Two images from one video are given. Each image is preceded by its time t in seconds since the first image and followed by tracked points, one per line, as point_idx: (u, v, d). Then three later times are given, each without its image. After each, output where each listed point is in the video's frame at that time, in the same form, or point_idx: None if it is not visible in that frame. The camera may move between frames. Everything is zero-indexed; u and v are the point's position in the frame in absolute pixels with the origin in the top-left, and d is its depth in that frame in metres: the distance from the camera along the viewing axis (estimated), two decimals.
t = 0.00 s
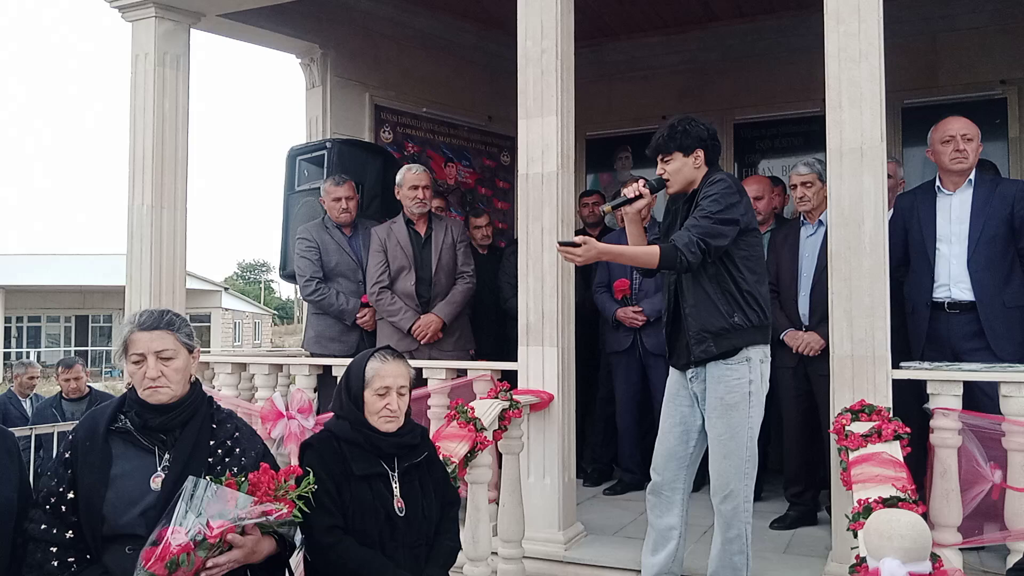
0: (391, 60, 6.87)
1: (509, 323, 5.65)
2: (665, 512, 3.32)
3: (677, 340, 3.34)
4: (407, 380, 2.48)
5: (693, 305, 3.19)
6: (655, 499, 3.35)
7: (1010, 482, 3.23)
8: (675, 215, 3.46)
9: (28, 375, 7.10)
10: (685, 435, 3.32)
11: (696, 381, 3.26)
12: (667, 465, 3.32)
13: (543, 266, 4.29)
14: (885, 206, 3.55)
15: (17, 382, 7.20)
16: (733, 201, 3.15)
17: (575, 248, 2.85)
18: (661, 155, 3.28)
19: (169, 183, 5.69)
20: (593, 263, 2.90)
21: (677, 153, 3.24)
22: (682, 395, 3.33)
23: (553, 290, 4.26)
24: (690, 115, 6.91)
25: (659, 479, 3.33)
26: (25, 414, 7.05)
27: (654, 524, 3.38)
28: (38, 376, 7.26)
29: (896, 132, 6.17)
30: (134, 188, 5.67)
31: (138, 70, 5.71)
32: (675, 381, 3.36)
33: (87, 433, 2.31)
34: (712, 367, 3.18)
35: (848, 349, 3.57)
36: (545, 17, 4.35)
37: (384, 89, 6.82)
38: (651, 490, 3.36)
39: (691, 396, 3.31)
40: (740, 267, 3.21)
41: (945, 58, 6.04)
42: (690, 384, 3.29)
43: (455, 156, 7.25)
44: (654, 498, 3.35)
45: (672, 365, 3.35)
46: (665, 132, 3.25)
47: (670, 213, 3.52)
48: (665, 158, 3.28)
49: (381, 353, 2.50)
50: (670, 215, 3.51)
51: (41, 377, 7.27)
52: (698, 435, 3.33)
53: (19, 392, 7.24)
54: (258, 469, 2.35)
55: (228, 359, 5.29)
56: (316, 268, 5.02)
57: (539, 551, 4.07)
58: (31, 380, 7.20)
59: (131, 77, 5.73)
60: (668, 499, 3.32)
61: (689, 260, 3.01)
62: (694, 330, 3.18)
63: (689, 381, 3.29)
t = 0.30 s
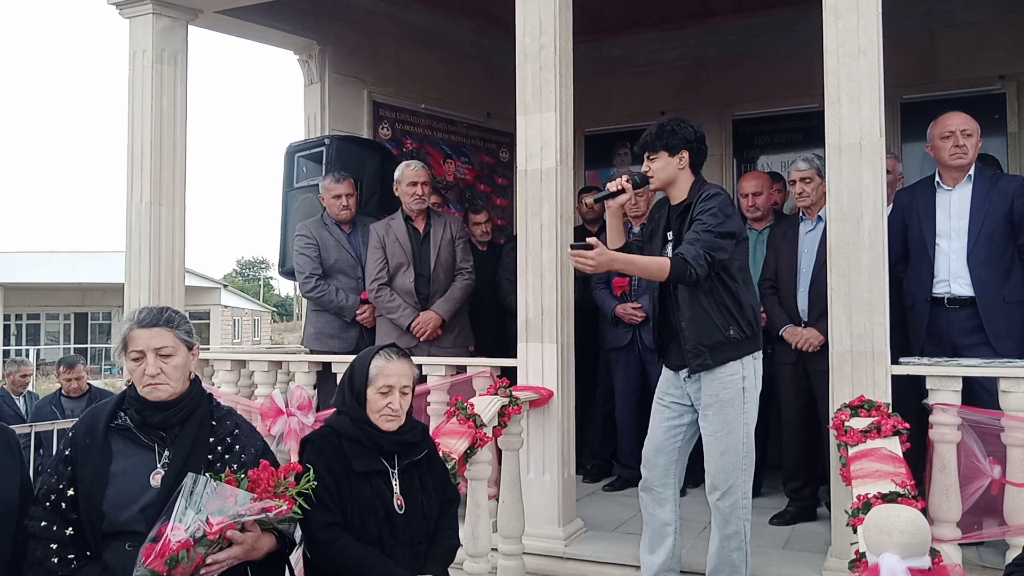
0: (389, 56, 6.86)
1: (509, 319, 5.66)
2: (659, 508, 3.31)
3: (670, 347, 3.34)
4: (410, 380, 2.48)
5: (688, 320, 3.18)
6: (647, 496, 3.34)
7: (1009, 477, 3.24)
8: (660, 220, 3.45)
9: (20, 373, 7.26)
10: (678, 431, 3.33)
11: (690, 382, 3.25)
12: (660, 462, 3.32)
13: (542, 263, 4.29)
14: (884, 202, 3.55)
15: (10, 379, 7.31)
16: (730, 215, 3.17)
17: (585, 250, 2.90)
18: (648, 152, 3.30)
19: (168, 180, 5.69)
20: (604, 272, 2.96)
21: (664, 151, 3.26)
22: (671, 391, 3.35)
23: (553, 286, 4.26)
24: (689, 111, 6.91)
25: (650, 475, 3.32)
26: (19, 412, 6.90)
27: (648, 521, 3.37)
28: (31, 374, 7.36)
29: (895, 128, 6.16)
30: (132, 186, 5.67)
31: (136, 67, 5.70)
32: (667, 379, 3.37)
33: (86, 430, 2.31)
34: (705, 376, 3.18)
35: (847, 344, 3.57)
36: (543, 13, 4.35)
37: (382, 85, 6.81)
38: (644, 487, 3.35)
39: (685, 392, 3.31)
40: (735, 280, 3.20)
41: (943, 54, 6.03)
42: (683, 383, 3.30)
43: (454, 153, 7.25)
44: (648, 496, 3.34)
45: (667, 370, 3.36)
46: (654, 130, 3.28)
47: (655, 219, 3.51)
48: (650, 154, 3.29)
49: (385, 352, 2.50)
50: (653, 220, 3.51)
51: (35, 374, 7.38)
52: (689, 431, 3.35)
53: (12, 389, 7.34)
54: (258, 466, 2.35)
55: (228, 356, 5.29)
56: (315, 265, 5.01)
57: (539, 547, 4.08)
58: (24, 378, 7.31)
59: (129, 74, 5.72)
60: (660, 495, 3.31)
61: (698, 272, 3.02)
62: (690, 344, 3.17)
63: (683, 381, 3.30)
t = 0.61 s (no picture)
0: (391, 54, 6.86)
1: (510, 317, 5.65)
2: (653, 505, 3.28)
3: (646, 336, 3.36)
4: (416, 378, 2.47)
5: (673, 310, 3.20)
6: (639, 495, 3.31)
7: (1010, 475, 3.23)
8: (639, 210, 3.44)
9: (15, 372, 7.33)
10: (660, 428, 3.34)
11: (672, 373, 3.28)
12: (647, 460, 3.31)
13: (543, 261, 4.29)
14: (885, 199, 3.54)
15: (5, 379, 7.33)
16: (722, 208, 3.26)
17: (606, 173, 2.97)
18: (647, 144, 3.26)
19: (169, 179, 5.69)
20: (618, 207, 3.00)
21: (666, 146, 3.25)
22: (653, 387, 3.35)
23: (554, 283, 4.25)
24: (691, 108, 6.90)
25: (641, 474, 3.30)
26: (16, 412, 6.91)
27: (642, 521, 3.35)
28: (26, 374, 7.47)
29: (897, 125, 6.15)
30: (134, 184, 5.67)
31: (137, 65, 5.70)
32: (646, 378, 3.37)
33: (88, 429, 2.32)
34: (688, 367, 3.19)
35: (849, 342, 3.56)
36: (544, 10, 4.34)
37: (384, 83, 6.81)
38: (636, 489, 3.32)
39: (666, 387, 3.32)
40: (719, 273, 3.24)
41: (946, 51, 6.02)
42: (663, 376, 3.31)
43: (455, 151, 7.24)
44: (639, 496, 3.31)
45: (644, 359, 3.36)
46: (654, 121, 3.22)
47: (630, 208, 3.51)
48: (649, 144, 3.26)
49: (393, 350, 2.49)
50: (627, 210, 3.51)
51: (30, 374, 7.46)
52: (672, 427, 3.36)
53: (7, 389, 7.36)
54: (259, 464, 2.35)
55: (230, 354, 5.29)
56: (317, 263, 5.01)
57: (540, 545, 4.08)
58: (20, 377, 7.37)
59: (130, 73, 5.72)
60: (652, 495, 3.28)
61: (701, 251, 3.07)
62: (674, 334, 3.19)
63: (663, 375, 3.32)
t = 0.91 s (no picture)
0: (395, 53, 6.86)
1: (514, 316, 5.64)
2: (648, 506, 3.30)
3: (644, 342, 3.33)
4: (420, 378, 2.47)
5: (683, 319, 3.18)
6: (634, 498, 3.32)
7: (1015, 475, 3.23)
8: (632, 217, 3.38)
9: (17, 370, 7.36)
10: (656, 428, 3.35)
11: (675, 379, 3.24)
12: (640, 461, 3.31)
13: (547, 260, 4.28)
14: (889, 199, 3.53)
15: (7, 378, 7.41)
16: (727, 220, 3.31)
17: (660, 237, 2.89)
18: (647, 150, 3.20)
19: (173, 178, 5.70)
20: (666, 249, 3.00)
21: (666, 152, 3.20)
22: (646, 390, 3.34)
23: (558, 283, 4.25)
24: (694, 108, 6.89)
25: (633, 476, 3.31)
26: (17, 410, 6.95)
27: (637, 522, 3.35)
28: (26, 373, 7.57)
29: (901, 125, 6.14)
30: (138, 183, 5.68)
31: (142, 65, 5.71)
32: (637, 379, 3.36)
33: (91, 426, 2.32)
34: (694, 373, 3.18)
35: (853, 342, 3.56)
36: (548, 10, 4.33)
37: (388, 83, 6.81)
38: (627, 489, 3.34)
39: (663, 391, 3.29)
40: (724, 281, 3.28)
41: (950, 51, 6.01)
42: (670, 385, 3.26)
43: (459, 150, 7.24)
44: (631, 498, 3.33)
45: (642, 364, 3.34)
46: (658, 125, 3.17)
47: (621, 213, 3.45)
48: (651, 149, 3.20)
49: (397, 349, 2.49)
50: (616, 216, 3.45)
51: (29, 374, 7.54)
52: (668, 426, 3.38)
53: (8, 388, 7.42)
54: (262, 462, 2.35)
55: (233, 352, 5.30)
56: (321, 262, 5.02)
57: (543, 544, 4.08)
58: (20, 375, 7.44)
59: (135, 72, 5.73)
60: (646, 495, 3.30)
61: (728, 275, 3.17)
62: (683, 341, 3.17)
63: (661, 379, 3.29)
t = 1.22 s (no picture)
0: (397, 53, 6.87)
1: (515, 316, 5.64)
2: (657, 510, 3.28)
3: (663, 343, 3.28)
4: (419, 378, 2.47)
5: (704, 318, 3.18)
6: (641, 502, 3.30)
7: (1016, 477, 3.22)
8: (650, 213, 3.35)
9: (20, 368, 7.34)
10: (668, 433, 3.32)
11: (689, 379, 3.23)
12: (651, 466, 3.29)
13: (548, 260, 4.28)
14: (891, 201, 3.53)
15: (10, 375, 7.40)
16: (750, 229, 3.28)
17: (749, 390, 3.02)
18: (671, 147, 3.13)
19: (175, 177, 5.70)
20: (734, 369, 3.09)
21: (690, 146, 3.16)
22: (659, 394, 3.31)
23: (559, 283, 4.25)
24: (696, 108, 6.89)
25: (643, 480, 3.29)
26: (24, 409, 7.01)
27: (642, 526, 3.33)
28: (29, 371, 7.55)
29: (903, 126, 6.14)
30: (140, 182, 5.68)
31: (144, 64, 5.71)
32: (649, 382, 3.33)
33: (92, 425, 2.32)
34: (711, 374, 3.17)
35: (854, 343, 3.55)
36: (550, 10, 4.33)
37: (390, 82, 6.81)
38: (635, 493, 3.32)
39: (677, 393, 3.28)
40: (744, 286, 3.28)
41: (952, 52, 6.00)
42: (681, 384, 3.26)
43: (461, 150, 7.24)
44: (638, 502, 3.31)
45: (655, 364, 3.30)
46: (685, 121, 3.10)
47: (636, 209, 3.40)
48: (673, 146, 3.14)
49: (397, 349, 2.49)
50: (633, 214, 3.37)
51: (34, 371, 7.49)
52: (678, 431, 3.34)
53: (11, 385, 7.39)
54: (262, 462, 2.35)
55: (235, 351, 5.31)
56: (322, 261, 5.02)
57: (543, 545, 4.08)
58: (25, 373, 7.40)
59: (137, 71, 5.73)
60: (654, 499, 3.28)
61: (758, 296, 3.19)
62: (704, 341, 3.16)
63: (674, 379, 3.27)
